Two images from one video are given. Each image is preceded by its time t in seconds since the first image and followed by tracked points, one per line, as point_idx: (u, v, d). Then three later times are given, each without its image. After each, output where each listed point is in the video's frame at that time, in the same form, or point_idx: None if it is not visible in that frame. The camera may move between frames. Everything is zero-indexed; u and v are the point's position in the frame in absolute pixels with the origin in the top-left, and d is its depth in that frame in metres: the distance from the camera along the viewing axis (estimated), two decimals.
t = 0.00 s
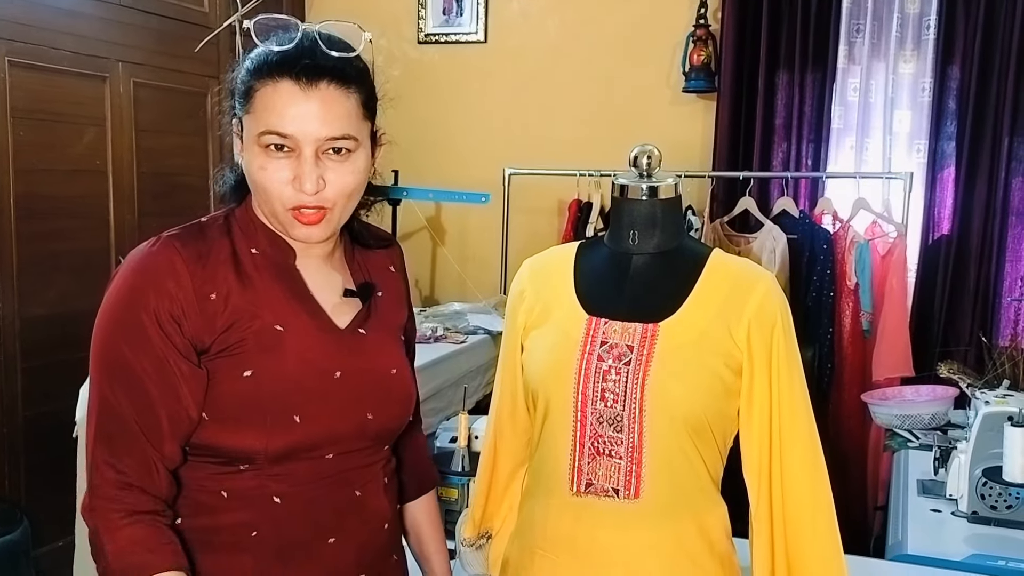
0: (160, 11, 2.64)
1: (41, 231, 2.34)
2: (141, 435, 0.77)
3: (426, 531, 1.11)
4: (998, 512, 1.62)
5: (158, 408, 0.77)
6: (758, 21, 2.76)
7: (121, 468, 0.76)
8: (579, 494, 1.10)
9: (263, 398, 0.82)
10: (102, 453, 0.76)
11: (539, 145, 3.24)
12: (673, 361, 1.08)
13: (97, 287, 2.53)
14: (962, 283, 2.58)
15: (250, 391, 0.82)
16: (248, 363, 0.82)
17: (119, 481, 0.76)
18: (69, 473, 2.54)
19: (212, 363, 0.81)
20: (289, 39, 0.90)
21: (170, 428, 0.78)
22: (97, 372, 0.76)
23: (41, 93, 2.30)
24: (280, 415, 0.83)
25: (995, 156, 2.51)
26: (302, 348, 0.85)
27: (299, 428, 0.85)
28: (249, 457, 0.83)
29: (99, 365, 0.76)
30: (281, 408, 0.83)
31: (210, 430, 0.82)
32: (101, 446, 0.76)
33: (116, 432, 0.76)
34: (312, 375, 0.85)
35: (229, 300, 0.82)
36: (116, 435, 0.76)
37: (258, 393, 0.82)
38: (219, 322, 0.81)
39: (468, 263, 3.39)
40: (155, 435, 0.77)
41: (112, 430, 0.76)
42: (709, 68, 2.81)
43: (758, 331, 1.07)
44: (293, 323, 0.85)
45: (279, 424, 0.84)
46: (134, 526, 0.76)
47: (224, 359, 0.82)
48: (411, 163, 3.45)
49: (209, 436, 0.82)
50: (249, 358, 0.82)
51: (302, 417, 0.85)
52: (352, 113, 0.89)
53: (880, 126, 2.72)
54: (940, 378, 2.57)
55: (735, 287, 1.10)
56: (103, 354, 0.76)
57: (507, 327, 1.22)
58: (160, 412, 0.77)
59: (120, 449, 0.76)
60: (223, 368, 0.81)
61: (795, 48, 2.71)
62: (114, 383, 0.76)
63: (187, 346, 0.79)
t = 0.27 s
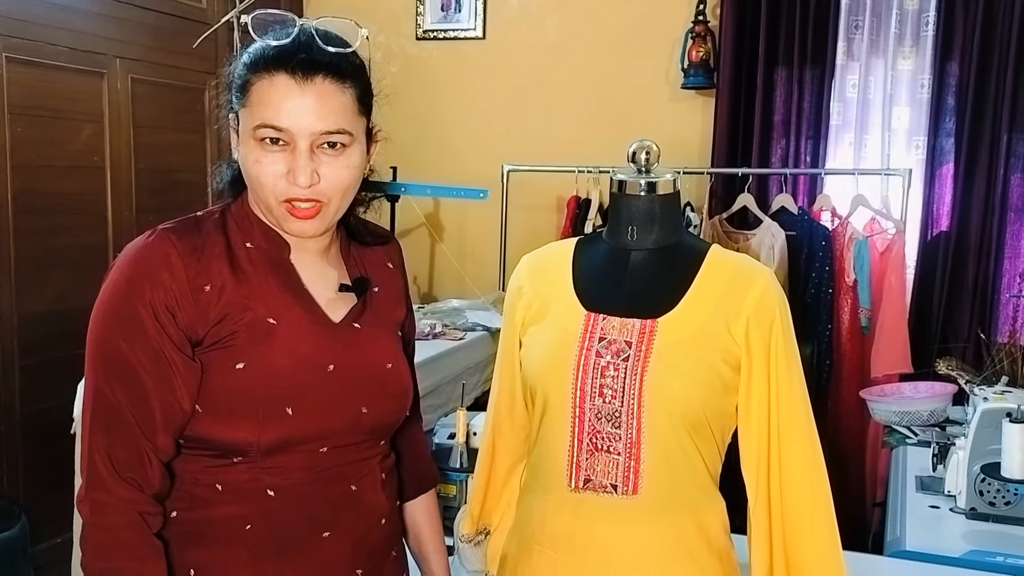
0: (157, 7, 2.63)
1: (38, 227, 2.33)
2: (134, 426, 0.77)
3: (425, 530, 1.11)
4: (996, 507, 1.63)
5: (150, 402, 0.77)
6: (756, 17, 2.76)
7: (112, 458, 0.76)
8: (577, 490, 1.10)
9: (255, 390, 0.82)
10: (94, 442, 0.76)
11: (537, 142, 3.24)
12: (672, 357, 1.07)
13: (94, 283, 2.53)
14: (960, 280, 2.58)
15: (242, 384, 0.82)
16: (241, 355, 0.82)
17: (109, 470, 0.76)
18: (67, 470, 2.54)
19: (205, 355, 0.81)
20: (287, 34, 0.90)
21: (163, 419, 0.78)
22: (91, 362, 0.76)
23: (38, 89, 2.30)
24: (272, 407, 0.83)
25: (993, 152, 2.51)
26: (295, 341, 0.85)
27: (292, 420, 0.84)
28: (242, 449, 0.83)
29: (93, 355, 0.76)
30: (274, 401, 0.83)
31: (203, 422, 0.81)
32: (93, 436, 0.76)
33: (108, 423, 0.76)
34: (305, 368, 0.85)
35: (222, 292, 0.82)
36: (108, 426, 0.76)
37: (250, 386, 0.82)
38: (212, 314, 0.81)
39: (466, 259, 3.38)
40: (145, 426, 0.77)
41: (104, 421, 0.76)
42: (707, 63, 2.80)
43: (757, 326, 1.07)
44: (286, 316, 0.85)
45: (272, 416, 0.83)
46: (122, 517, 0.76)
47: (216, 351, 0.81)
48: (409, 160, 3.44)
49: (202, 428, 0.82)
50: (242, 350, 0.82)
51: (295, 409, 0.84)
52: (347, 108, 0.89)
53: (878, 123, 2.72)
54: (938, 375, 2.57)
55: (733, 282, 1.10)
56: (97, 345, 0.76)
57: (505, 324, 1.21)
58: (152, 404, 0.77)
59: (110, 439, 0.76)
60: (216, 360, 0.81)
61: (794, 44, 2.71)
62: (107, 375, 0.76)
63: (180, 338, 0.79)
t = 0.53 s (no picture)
0: (155, 4, 2.63)
1: (36, 224, 2.33)
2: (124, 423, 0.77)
3: (423, 527, 1.11)
4: (994, 504, 1.64)
5: (142, 398, 0.77)
6: (755, 13, 2.76)
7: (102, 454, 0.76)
8: (575, 487, 1.10)
9: (252, 385, 0.82)
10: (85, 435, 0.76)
11: (536, 138, 3.24)
12: (669, 353, 1.07)
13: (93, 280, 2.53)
14: (959, 276, 2.59)
15: (239, 378, 0.82)
16: (239, 349, 0.82)
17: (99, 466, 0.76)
18: (65, 467, 2.53)
19: (200, 351, 0.81)
20: (286, 30, 0.90)
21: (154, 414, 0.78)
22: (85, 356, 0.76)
23: (36, 86, 2.29)
24: (270, 400, 0.83)
25: (992, 149, 2.51)
26: (292, 335, 0.84)
27: (290, 413, 0.84)
28: (240, 443, 0.83)
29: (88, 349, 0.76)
30: (271, 394, 0.83)
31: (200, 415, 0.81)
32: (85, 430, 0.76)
33: (100, 417, 0.76)
34: (302, 362, 0.85)
35: (217, 287, 0.81)
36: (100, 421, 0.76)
37: (247, 380, 0.82)
38: (207, 310, 0.81)
39: (464, 256, 3.38)
40: (135, 422, 0.77)
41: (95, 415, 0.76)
42: (706, 61, 2.81)
43: (755, 322, 1.07)
44: (283, 311, 0.85)
45: (269, 410, 0.83)
46: (110, 513, 0.76)
47: (212, 345, 0.81)
48: (407, 156, 3.44)
49: (201, 422, 0.81)
50: (239, 344, 0.82)
51: (293, 402, 0.84)
52: (345, 104, 0.89)
53: (877, 120, 2.72)
54: (937, 371, 2.57)
55: (731, 278, 1.09)
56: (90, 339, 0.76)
57: (504, 321, 1.21)
58: (143, 401, 0.77)
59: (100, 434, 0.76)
60: (213, 354, 0.81)
61: (792, 40, 2.71)
62: (99, 369, 0.76)
63: (173, 333, 0.79)
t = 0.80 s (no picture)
0: (153, 2, 2.62)
1: (34, 222, 2.33)
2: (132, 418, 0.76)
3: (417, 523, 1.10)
4: (992, 501, 1.64)
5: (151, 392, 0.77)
6: (753, 10, 2.76)
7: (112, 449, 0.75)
8: (574, 484, 1.10)
9: (257, 378, 0.82)
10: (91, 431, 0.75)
11: (534, 136, 3.24)
12: (668, 351, 1.07)
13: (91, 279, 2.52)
14: (957, 274, 2.59)
15: (243, 372, 0.82)
16: (242, 343, 0.82)
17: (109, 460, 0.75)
18: (64, 466, 2.53)
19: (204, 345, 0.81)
20: (286, 28, 0.90)
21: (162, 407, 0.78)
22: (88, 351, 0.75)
23: (34, 84, 2.29)
24: (274, 393, 0.83)
25: (990, 146, 2.51)
26: (294, 329, 0.85)
27: (294, 407, 0.84)
28: (244, 438, 0.82)
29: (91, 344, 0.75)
30: (276, 388, 0.83)
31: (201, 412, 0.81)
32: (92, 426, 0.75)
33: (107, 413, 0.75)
34: (305, 356, 0.85)
35: (221, 281, 0.81)
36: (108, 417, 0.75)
37: (252, 374, 0.82)
38: (212, 304, 0.81)
39: (463, 254, 3.38)
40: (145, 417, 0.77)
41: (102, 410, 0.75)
42: (704, 59, 2.81)
43: (754, 320, 1.07)
44: (285, 305, 0.85)
45: (274, 404, 0.83)
46: (123, 507, 0.75)
47: (215, 340, 0.81)
48: (406, 154, 3.44)
49: (204, 418, 0.81)
50: (243, 338, 0.82)
51: (297, 395, 0.84)
52: (345, 101, 0.89)
53: (875, 117, 2.71)
54: (935, 369, 2.57)
55: (730, 276, 1.09)
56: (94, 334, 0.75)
57: (503, 318, 1.21)
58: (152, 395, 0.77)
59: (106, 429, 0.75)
60: (217, 348, 0.81)
61: (790, 38, 2.71)
62: (106, 365, 0.75)
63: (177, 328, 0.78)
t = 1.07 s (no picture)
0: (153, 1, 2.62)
1: (33, 222, 2.33)
2: (153, 399, 0.73)
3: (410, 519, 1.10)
4: (992, 500, 1.64)
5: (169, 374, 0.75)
6: (753, 9, 2.76)
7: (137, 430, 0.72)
8: (573, 483, 1.10)
9: (262, 374, 0.82)
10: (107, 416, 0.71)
11: (534, 135, 3.24)
12: (667, 349, 1.07)
13: (90, 278, 2.52)
14: (956, 274, 2.59)
15: (247, 369, 0.81)
16: (245, 340, 0.81)
17: (132, 444, 0.71)
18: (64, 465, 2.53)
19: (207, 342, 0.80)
20: (292, 27, 0.90)
21: (169, 390, 0.74)
22: (101, 337, 0.73)
23: (33, 84, 2.29)
24: (279, 389, 0.83)
25: (990, 145, 2.51)
26: (297, 326, 0.85)
27: (298, 403, 0.84)
28: (250, 433, 0.82)
29: (103, 330, 0.73)
30: (281, 384, 0.83)
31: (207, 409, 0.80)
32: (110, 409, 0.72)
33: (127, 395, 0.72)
34: (309, 353, 0.85)
35: (224, 277, 0.81)
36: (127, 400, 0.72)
37: (256, 371, 0.81)
38: (216, 300, 0.80)
39: (462, 253, 3.38)
40: (166, 398, 0.74)
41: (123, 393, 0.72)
42: (704, 58, 2.82)
43: (753, 318, 1.07)
44: (286, 302, 0.84)
45: (280, 400, 0.83)
46: (134, 487, 0.70)
47: (219, 337, 0.80)
48: (406, 154, 3.44)
49: (208, 416, 0.80)
50: (248, 334, 0.81)
51: (301, 391, 0.84)
52: (349, 100, 0.89)
53: (875, 116, 2.71)
54: (934, 368, 2.57)
55: (729, 274, 1.09)
56: (106, 320, 0.73)
57: (502, 317, 1.21)
58: (171, 377, 0.75)
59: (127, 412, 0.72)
60: (221, 345, 0.80)
61: (790, 37, 2.71)
62: (122, 348, 0.73)
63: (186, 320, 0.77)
